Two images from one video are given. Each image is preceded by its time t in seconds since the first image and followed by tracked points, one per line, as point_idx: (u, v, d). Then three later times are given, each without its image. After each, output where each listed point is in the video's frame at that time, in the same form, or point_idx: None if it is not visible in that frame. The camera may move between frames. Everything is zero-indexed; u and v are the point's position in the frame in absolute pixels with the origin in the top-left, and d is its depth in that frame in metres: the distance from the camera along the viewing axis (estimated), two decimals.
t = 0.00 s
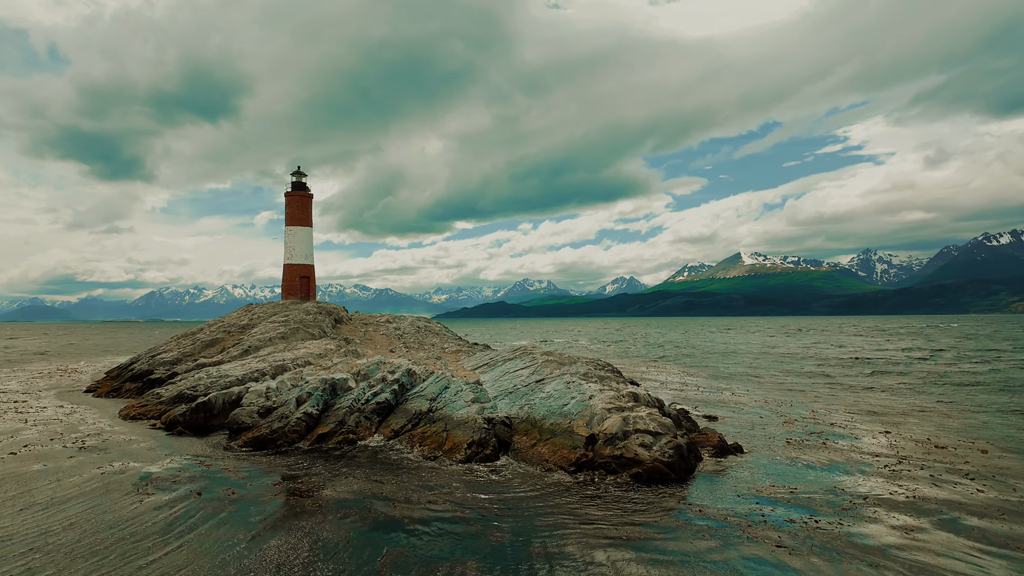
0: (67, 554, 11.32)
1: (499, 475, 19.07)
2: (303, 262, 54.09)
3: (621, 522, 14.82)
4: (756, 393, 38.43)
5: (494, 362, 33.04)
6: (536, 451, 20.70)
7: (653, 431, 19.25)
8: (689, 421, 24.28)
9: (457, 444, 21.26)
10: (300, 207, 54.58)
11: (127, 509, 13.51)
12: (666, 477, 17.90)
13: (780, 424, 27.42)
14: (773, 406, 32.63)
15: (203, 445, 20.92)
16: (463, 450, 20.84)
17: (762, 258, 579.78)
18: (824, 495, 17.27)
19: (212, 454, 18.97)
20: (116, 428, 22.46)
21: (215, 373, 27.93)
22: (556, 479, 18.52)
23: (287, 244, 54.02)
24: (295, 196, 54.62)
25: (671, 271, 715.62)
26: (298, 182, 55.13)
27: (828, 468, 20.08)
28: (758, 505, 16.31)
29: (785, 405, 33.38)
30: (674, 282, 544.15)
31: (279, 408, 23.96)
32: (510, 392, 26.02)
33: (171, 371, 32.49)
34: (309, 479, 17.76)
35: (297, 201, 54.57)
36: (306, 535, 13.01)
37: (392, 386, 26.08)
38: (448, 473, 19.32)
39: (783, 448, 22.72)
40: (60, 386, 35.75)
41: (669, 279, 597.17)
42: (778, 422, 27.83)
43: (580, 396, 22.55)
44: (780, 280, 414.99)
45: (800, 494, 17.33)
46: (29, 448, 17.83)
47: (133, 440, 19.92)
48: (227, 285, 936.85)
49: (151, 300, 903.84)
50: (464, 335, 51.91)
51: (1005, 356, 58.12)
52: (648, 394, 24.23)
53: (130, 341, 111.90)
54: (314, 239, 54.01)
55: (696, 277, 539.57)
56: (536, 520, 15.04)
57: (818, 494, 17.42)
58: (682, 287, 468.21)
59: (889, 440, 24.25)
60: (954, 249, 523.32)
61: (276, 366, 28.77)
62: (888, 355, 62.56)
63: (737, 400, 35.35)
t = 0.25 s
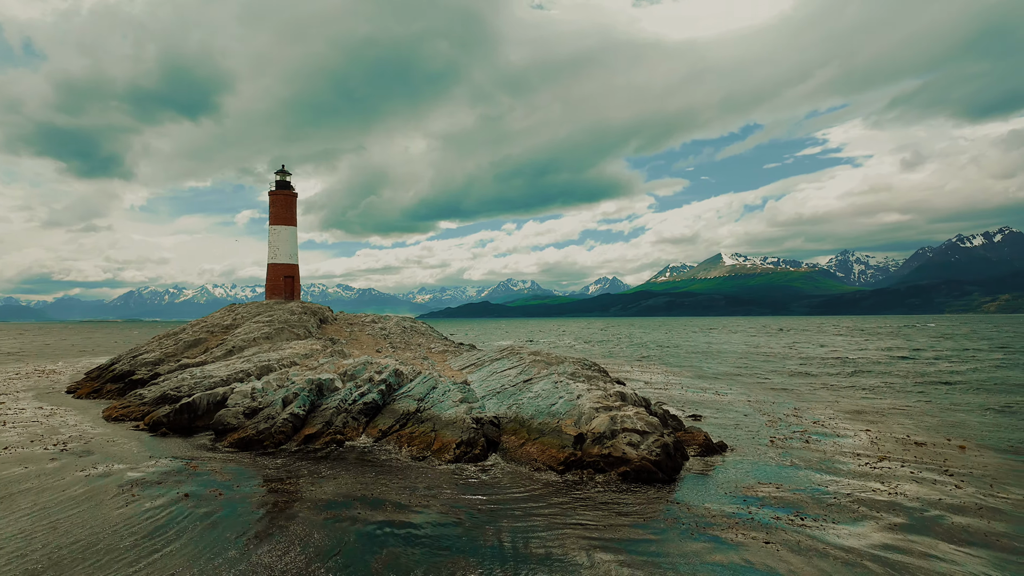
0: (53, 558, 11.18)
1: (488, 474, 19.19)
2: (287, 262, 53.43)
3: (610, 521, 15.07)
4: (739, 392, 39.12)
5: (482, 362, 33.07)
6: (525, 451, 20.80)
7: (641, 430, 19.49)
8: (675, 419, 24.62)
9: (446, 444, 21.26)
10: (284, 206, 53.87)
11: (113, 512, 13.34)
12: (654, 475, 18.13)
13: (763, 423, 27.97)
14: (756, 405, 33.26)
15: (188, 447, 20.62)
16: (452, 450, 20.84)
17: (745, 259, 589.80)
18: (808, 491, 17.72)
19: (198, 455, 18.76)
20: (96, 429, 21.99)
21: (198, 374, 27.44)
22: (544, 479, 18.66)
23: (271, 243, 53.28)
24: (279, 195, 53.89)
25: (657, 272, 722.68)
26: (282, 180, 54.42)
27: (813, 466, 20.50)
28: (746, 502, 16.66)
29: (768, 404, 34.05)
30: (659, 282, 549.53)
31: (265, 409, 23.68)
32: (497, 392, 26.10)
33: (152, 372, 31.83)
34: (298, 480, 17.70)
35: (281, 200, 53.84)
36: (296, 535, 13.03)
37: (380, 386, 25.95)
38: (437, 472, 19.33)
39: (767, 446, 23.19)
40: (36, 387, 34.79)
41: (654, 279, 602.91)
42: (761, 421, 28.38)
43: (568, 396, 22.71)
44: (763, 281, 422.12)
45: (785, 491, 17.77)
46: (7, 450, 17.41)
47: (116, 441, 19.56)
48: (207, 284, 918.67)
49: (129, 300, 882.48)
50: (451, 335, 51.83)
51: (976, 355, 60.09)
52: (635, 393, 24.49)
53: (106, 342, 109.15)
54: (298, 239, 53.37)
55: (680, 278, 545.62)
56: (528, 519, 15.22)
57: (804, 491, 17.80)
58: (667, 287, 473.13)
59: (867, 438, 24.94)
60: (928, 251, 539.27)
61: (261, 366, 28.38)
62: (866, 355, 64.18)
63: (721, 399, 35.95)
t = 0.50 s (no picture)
0: (38, 561, 11.02)
1: (478, 473, 19.25)
2: (271, 261, 52.75)
3: (599, 519, 15.27)
4: (723, 391, 39.78)
5: (469, 362, 33.06)
6: (514, 450, 20.89)
7: (628, 429, 19.73)
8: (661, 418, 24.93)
9: (434, 444, 21.25)
10: (269, 205, 53.16)
11: (99, 514, 13.17)
12: (641, 474, 18.36)
13: (746, 422, 28.52)
14: (740, 405, 33.84)
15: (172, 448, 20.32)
16: (440, 450, 20.84)
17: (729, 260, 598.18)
18: (792, 489, 18.20)
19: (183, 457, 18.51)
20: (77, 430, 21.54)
21: (182, 375, 26.96)
22: (533, 478, 18.77)
23: (255, 242, 52.55)
24: (263, 194, 53.15)
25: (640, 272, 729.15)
26: (266, 179, 53.68)
27: (796, 464, 20.99)
28: (733, 499, 17.07)
29: (751, 403, 34.68)
30: (644, 282, 553.91)
31: (251, 409, 23.38)
32: (485, 392, 26.14)
33: (133, 372, 31.19)
34: (286, 481, 17.58)
35: (265, 198, 53.11)
36: (286, 535, 13.01)
37: (367, 386, 25.79)
38: (425, 472, 19.32)
39: (751, 445, 23.67)
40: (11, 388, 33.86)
41: (639, 279, 607.84)
42: (744, 420, 28.92)
43: (556, 395, 22.85)
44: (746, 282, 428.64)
45: (772, 488, 18.25)
46: None
47: (98, 443, 19.21)
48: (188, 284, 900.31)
49: (104, 300, 859.52)
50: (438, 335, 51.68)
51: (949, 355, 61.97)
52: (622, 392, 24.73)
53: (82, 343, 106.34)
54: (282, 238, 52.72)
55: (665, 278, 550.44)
56: (519, 518, 15.36)
57: (789, 489, 18.24)
58: (653, 287, 477.58)
59: (847, 436, 25.57)
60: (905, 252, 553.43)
61: (246, 367, 27.98)
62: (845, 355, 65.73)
63: (705, 398, 36.53)
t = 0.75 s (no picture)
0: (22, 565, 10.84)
1: (466, 473, 19.29)
2: (255, 261, 52.03)
3: (588, 518, 15.46)
4: (706, 390, 40.41)
5: (457, 362, 33.05)
6: (503, 450, 20.96)
7: (616, 429, 19.95)
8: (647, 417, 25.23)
9: (423, 444, 21.22)
10: (252, 204, 52.42)
11: (84, 517, 12.97)
12: (629, 473, 18.59)
13: (730, 421, 29.02)
14: (724, 404, 34.40)
15: (156, 450, 20.00)
16: (429, 450, 20.82)
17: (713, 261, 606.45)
18: (776, 486, 18.61)
19: (168, 458, 18.24)
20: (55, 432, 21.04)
21: (164, 376, 26.46)
22: (522, 478, 18.88)
23: (238, 242, 51.78)
24: (247, 193, 52.39)
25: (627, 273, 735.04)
26: (250, 178, 52.93)
27: (780, 462, 21.47)
28: (719, 498, 17.42)
29: (734, 402, 35.28)
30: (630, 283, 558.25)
31: (237, 410, 23.07)
32: (473, 392, 26.17)
33: (113, 374, 30.52)
34: (274, 482, 17.44)
35: (249, 198, 52.36)
36: (277, 536, 12.97)
37: (354, 387, 25.63)
38: (414, 472, 19.30)
39: (735, 443, 24.12)
40: None
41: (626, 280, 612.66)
42: (728, 419, 29.44)
43: (544, 395, 22.98)
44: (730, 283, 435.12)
45: (757, 486, 18.66)
46: None
47: (80, 445, 18.83)
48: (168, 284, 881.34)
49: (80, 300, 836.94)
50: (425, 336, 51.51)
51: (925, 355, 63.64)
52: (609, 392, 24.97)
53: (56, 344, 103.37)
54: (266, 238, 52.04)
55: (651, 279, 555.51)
56: (509, 516, 15.46)
57: (773, 486, 18.65)
58: (639, 287, 481.71)
59: (827, 435, 26.20)
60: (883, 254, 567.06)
61: (230, 368, 27.57)
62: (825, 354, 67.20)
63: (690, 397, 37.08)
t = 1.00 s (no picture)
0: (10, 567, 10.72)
1: (456, 472, 19.33)
2: (239, 260, 51.34)
3: (577, 516, 15.64)
4: (691, 389, 40.94)
5: (445, 362, 33.01)
6: (492, 449, 21.03)
7: (604, 428, 20.17)
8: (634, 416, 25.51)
9: (412, 444, 21.20)
10: (237, 203, 51.67)
11: (72, 518, 12.84)
12: (617, 471, 18.81)
13: (715, 419, 29.47)
14: (709, 403, 34.88)
15: (141, 451, 19.72)
16: (419, 450, 20.81)
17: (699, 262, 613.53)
18: (760, 483, 19.04)
19: (154, 460, 18.03)
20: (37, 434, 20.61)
21: (148, 376, 26.00)
22: (512, 477, 18.97)
23: (222, 241, 51.02)
24: (231, 191, 51.63)
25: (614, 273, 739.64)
26: (234, 176, 52.17)
27: (763, 459, 21.96)
28: (705, 495, 17.77)
29: (719, 401, 35.80)
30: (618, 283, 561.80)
31: (223, 411, 22.78)
32: (462, 391, 26.19)
33: (95, 374, 29.91)
34: (263, 483, 17.35)
35: (233, 196, 51.60)
36: (268, 535, 12.96)
37: (342, 387, 25.48)
38: (403, 472, 19.28)
39: (721, 442, 24.54)
40: None
41: (613, 280, 616.58)
42: (713, 418, 29.88)
43: (533, 394, 23.10)
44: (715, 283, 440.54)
45: (741, 483, 19.05)
46: None
47: (63, 447, 18.52)
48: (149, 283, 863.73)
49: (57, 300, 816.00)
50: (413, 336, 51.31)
51: (904, 354, 65.11)
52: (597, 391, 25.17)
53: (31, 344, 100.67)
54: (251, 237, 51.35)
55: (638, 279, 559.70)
56: (500, 515, 15.58)
57: (757, 483, 19.06)
58: (627, 287, 484.90)
59: (810, 433, 26.77)
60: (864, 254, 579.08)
61: (216, 368, 27.18)
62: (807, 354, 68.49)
63: (675, 396, 37.54)
